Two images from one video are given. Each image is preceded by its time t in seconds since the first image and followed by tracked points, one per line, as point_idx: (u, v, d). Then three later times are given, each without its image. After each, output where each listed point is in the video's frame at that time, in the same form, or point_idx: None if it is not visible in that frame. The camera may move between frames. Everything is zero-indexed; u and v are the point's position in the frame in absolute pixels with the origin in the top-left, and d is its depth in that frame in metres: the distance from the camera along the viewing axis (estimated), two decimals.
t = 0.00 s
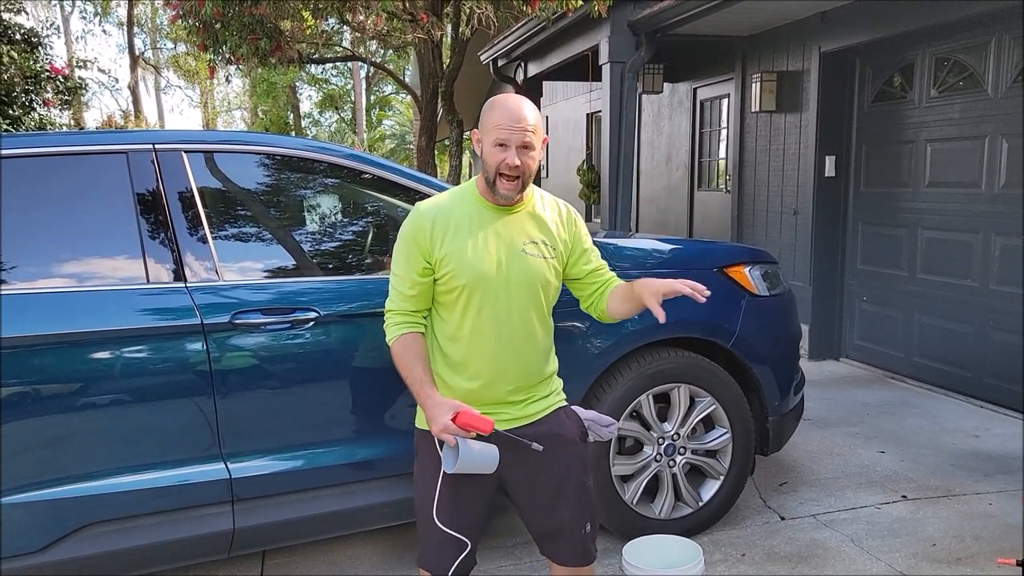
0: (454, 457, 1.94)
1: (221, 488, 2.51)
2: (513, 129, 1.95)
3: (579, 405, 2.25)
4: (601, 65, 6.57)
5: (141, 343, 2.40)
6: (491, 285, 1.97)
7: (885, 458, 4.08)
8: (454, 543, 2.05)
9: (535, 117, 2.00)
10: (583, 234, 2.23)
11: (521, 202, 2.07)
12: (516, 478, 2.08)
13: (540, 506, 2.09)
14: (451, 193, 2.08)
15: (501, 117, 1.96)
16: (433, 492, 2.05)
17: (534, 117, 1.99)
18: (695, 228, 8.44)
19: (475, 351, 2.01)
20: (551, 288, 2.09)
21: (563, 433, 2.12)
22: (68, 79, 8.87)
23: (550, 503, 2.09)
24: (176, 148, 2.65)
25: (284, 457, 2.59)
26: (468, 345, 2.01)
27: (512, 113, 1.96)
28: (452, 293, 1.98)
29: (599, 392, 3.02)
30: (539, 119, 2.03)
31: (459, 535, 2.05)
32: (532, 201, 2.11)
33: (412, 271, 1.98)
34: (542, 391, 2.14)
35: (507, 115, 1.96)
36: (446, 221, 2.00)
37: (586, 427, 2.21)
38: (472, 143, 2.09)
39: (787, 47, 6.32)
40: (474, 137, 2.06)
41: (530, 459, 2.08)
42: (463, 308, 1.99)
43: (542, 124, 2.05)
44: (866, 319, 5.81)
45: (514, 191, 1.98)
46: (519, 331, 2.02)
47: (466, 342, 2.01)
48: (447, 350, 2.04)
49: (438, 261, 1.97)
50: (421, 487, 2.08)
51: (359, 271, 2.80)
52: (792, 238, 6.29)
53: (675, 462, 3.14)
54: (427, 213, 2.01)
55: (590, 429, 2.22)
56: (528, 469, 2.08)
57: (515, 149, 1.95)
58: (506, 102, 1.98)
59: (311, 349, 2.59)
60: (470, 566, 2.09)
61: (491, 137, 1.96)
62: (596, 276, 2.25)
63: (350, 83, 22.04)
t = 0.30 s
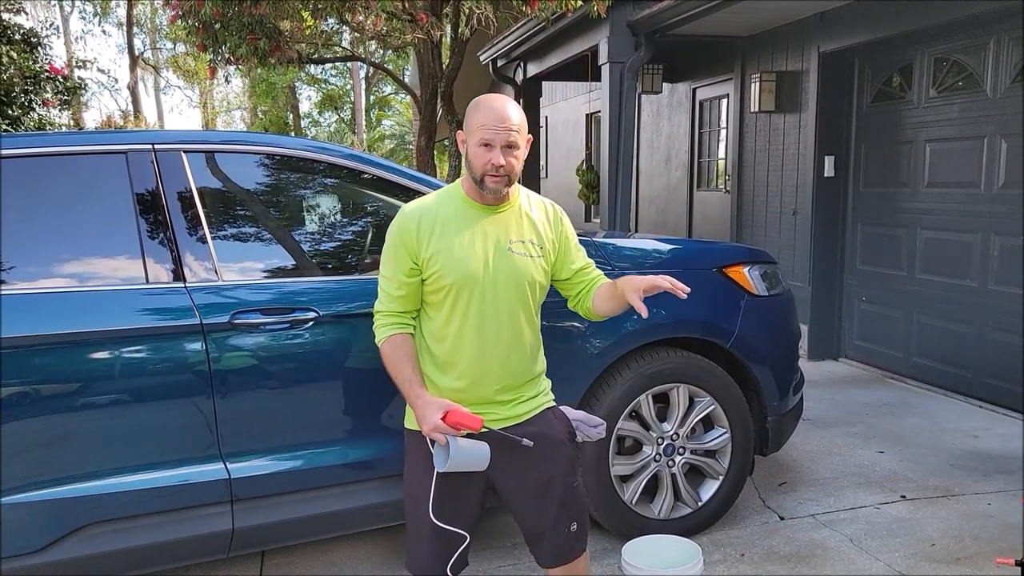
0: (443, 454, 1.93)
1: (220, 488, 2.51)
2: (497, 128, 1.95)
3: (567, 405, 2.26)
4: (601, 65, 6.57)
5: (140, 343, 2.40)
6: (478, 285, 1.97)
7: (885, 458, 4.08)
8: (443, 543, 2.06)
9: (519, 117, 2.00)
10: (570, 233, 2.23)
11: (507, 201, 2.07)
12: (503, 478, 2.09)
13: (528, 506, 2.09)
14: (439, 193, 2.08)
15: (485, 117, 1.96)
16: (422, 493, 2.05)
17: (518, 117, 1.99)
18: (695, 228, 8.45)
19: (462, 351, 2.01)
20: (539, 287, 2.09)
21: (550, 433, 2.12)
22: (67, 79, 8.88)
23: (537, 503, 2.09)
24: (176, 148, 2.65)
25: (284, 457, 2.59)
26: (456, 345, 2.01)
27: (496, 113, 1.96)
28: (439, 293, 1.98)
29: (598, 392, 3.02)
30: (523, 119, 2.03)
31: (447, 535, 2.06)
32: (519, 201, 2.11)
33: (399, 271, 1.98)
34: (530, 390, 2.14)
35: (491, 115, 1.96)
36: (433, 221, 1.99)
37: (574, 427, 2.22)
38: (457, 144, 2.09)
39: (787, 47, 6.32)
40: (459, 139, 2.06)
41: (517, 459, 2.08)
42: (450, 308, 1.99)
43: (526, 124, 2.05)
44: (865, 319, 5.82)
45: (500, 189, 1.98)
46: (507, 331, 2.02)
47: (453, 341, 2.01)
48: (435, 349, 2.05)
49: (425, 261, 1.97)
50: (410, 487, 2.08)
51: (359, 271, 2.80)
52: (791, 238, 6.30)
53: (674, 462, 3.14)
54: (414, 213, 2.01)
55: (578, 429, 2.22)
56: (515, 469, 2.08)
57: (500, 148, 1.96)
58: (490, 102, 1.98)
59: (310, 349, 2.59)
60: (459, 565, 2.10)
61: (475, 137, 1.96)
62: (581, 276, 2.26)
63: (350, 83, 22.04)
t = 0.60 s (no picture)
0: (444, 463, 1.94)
1: (219, 491, 2.50)
2: (491, 126, 1.96)
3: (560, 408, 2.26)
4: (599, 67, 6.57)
5: (139, 345, 2.39)
6: (472, 286, 1.97)
7: (884, 459, 4.08)
8: (440, 549, 2.06)
9: (512, 119, 2.02)
10: (560, 234, 2.23)
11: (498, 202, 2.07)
12: (498, 482, 2.09)
13: (524, 510, 2.10)
14: (428, 195, 2.07)
15: (479, 115, 1.97)
16: (418, 497, 2.05)
17: (511, 119, 2.01)
18: (693, 229, 8.45)
19: (457, 353, 2.01)
20: (532, 287, 2.09)
21: (546, 436, 2.12)
22: (66, 81, 8.87)
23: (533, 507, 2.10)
24: (175, 151, 2.65)
25: (283, 459, 2.59)
26: (450, 347, 2.01)
27: (489, 112, 1.97)
28: (432, 296, 1.98)
29: (597, 394, 3.01)
30: (515, 123, 2.05)
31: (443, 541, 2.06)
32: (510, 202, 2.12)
33: (391, 275, 1.96)
34: (524, 391, 2.15)
35: (485, 114, 1.97)
36: (424, 223, 1.99)
37: (568, 430, 2.22)
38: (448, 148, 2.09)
39: (785, 48, 6.32)
40: (451, 141, 2.07)
41: (513, 461, 2.08)
42: (444, 311, 1.98)
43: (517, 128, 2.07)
44: (864, 320, 5.82)
45: (492, 188, 1.98)
46: (501, 332, 2.02)
47: (447, 344, 2.01)
48: (428, 353, 2.04)
49: (417, 264, 1.96)
50: (405, 491, 2.08)
51: (358, 273, 2.80)
52: (790, 239, 6.30)
53: (673, 463, 3.14)
54: (404, 217, 2.00)
55: (572, 432, 2.23)
56: (510, 473, 2.08)
57: (493, 147, 1.96)
58: (483, 103, 2.00)
59: (310, 351, 2.58)
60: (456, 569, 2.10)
61: (469, 134, 1.96)
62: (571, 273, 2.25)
63: (348, 85, 22.04)
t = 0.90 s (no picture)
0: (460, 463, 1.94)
1: (219, 491, 2.50)
2: (491, 131, 1.94)
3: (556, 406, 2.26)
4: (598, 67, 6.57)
5: (137, 345, 2.39)
6: (472, 284, 1.98)
7: (883, 459, 4.08)
8: (440, 551, 2.06)
9: (513, 122, 2.00)
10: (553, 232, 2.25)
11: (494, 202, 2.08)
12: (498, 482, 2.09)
13: (524, 509, 2.10)
14: (422, 196, 2.06)
15: (479, 119, 1.95)
16: (416, 498, 2.05)
17: (512, 122, 1.99)
18: (692, 229, 8.45)
19: (459, 352, 2.01)
20: (529, 285, 2.11)
21: (544, 433, 2.12)
22: (65, 82, 8.86)
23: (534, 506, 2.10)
24: (173, 151, 2.65)
25: (282, 459, 2.59)
26: (452, 346, 2.01)
27: (490, 116, 1.95)
28: (432, 295, 1.97)
29: (597, 393, 3.01)
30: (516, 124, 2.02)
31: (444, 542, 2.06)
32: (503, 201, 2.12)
33: (391, 276, 1.94)
34: (520, 390, 2.15)
35: (486, 118, 1.95)
36: (422, 222, 1.98)
37: (565, 428, 2.23)
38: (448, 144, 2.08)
39: (784, 48, 6.32)
40: (450, 138, 2.05)
41: (512, 462, 2.08)
42: (444, 309, 1.98)
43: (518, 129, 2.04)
44: (862, 320, 5.82)
45: (489, 192, 1.99)
46: (502, 329, 2.03)
47: (446, 343, 2.01)
48: (428, 352, 2.03)
49: (418, 263, 1.95)
50: (404, 492, 2.08)
51: (356, 272, 2.80)
52: (789, 239, 6.30)
53: (672, 463, 3.14)
54: (402, 216, 1.99)
55: (569, 430, 2.23)
56: (509, 473, 2.08)
57: (493, 152, 1.96)
58: (485, 105, 1.97)
59: (308, 351, 2.58)
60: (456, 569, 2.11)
61: (470, 138, 1.95)
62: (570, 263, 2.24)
63: (347, 85, 22.03)
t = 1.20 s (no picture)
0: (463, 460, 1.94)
1: (218, 492, 2.50)
2: (481, 129, 1.95)
3: (555, 407, 2.25)
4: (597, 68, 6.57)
5: (137, 346, 2.39)
6: (470, 284, 1.98)
7: (883, 459, 4.08)
8: (437, 551, 2.06)
9: (503, 119, 2.00)
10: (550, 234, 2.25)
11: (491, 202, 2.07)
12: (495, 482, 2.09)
13: (520, 510, 2.10)
14: (420, 196, 2.07)
15: (469, 118, 1.95)
16: (414, 498, 2.05)
17: (502, 119, 1.99)
18: (692, 229, 8.45)
19: (457, 351, 2.01)
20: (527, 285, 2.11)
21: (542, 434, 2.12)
22: (64, 83, 8.86)
23: (529, 508, 2.10)
24: (171, 151, 2.64)
25: (282, 460, 2.59)
26: (450, 346, 2.01)
27: (480, 114, 1.95)
28: (429, 295, 1.97)
29: (596, 394, 3.01)
30: (506, 121, 2.03)
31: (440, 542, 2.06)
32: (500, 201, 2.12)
33: (390, 276, 1.95)
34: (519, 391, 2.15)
35: (476, 116, 1.95)
36: (420, 222, 1.98)
37: (564, 429, 2.21)
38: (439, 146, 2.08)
39: (784, 48, 6.32)
40: (442, 141, 2.06)
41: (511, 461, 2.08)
42: (443, 309, 1.98)
43: (509, 126, 2.04)
44: (862, 320, 5.82)
45: (484, 192, 1.98)
46: (499, 329, 2.02)
47: (444, 344, 2.01)
48: (427, 353, 2.03)
49: (415, 263, 1.95)
50: (401, 492, 2.08)
51: (355, 273, 2.80)
52: (788, 239, 6.30)
53: (672, 463, 3.14)
54: (399, 216, 1.99)
55: (568, 431, 2.22)
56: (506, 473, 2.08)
57: (484, 150, 1.96)
58: (474, 104, 1.98)
59: (307, 352, 2.58)
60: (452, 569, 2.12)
61: (460, 138, 1.95)
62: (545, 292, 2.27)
63: (347, 86, 22.02)
